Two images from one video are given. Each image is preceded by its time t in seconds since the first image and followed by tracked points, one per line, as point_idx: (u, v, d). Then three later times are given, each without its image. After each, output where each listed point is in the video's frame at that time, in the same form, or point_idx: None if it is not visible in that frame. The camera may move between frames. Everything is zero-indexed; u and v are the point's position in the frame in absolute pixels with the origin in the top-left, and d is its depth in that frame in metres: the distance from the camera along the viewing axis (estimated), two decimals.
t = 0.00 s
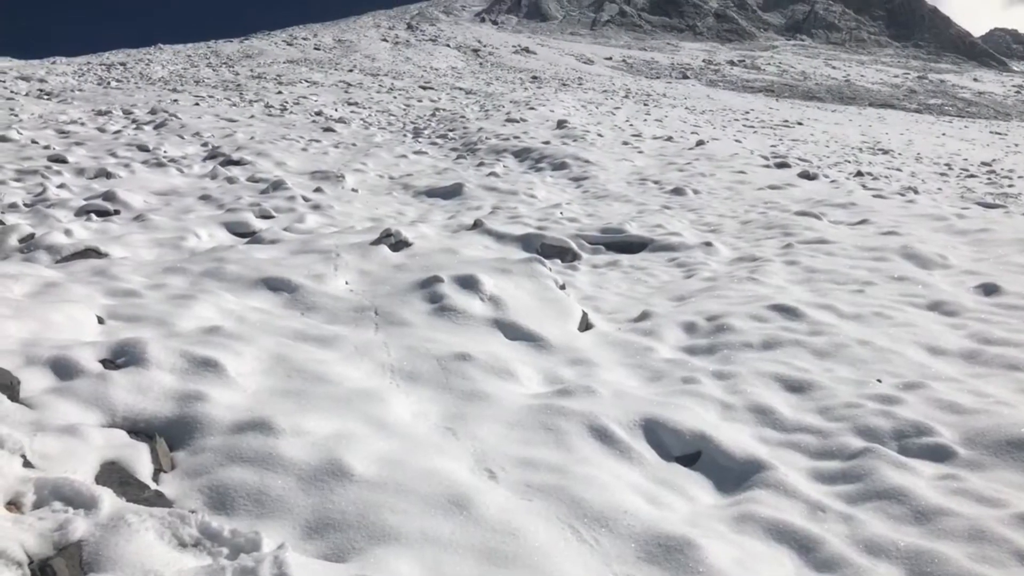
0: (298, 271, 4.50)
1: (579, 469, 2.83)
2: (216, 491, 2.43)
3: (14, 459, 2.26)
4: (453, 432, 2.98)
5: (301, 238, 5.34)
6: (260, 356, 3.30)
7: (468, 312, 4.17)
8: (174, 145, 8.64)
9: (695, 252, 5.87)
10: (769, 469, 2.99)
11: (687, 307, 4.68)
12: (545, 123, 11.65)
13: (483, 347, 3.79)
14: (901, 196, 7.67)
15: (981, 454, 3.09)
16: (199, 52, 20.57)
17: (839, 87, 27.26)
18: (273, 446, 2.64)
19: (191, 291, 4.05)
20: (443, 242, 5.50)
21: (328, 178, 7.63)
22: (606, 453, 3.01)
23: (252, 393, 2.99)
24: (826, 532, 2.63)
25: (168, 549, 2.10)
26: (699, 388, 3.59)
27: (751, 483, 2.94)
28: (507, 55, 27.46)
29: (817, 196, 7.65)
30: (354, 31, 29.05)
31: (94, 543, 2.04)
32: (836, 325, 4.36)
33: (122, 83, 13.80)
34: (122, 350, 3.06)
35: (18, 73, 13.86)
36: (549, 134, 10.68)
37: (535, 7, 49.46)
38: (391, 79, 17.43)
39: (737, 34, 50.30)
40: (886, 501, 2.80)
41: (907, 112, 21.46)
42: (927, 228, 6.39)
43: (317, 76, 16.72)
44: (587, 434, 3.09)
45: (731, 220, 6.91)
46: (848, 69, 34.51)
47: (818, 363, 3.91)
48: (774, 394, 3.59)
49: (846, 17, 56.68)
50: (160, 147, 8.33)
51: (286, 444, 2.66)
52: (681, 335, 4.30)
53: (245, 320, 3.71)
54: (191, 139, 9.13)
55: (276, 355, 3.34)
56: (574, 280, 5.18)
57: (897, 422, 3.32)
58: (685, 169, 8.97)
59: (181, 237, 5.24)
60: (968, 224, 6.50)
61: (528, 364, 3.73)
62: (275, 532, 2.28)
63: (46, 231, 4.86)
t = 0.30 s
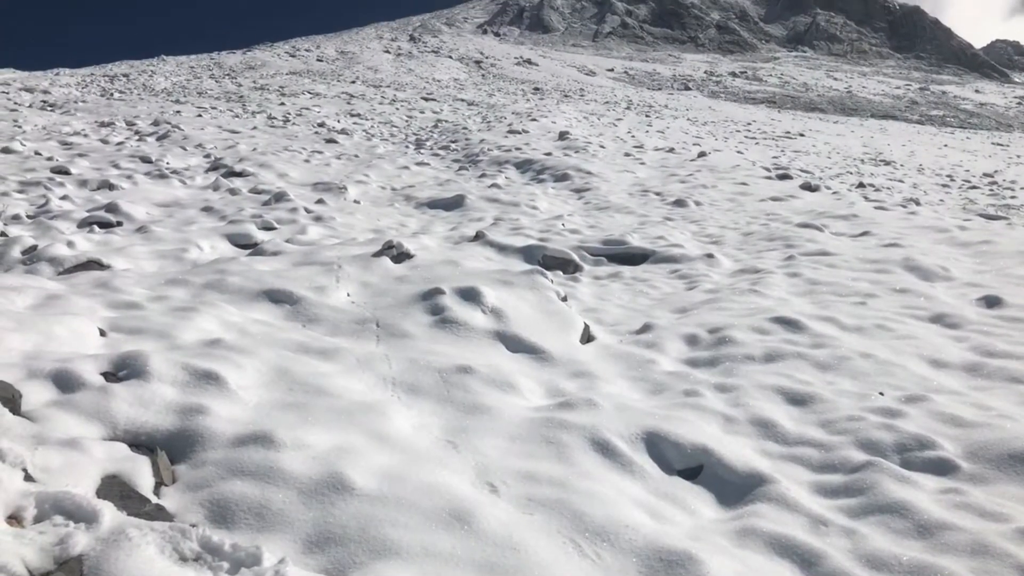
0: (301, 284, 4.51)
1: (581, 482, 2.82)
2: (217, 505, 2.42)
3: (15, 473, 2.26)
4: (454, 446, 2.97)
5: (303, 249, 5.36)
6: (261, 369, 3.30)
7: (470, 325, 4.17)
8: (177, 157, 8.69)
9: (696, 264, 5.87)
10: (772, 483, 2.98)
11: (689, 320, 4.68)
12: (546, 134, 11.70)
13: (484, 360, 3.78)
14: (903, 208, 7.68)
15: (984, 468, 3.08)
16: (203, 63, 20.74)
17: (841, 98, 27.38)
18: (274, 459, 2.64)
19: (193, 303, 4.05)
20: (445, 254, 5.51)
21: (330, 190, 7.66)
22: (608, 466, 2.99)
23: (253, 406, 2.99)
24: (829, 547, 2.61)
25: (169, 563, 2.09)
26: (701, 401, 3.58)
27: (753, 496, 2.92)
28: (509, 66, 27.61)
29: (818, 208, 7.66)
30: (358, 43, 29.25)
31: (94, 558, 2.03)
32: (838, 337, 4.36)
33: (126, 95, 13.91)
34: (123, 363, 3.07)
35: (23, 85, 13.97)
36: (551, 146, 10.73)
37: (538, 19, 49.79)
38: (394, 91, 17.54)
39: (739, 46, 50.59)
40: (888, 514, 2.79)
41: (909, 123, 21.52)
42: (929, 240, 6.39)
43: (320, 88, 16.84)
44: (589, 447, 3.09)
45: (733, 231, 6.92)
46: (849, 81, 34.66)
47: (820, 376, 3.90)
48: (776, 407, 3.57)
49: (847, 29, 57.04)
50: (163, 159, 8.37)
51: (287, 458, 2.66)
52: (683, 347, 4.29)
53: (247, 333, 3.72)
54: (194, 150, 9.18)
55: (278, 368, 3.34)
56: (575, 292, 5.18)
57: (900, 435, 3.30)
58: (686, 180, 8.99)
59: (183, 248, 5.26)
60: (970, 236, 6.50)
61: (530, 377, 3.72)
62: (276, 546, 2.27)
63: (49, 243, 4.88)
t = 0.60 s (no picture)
0: (303, 296, 4.52)
1: (583, 497, 2.81)
2: (218, 519, 2.41)
3: (17, 486, 2.26)
4: (456, 459, 2.97)
5: (306, 262, 5.38)
6: (263, 382, 3.30)
7: (472, 338, 4.18)
8: (180, 169, 8.74)
9: (698, 277, 5.88)
10: (774, 497, 2.96)
11: (691, 333, 4.68)
12: (548, 147, 11.76)
13: (486, 373, 3.78)
14: (905, 221, 7.69)
15: (987, 482, 3.06)
16: (206, 76, 20.92)
17: (842, 111, 27.52)
18: (276, 473, 2.63)
19: (195, 316, 4.06)
20: (447, 266, 5.52)
21: (333, 202, 7.70)
22: (610, 480, 2.98)
23: (255, 419, 2.99)
24: (831, 561, 2.59)
25: None
26: (703, 415, 3.57)
27: (756, 510, 2.91)
28: (511, 79, 27.80)
29: (820, 221, 7.68)
30: (360, 56, 29.47)
31: (94, 573, 2.02)
32: (840, 351, 4.35)
33: (129, 108, 14.01)
34: (125, 376, 3.07)
35: (27, 98, 14.09)
36: (553, 158, 10.78)
37: (540, 32, 50.21)
38: (397, 104, 17.66)
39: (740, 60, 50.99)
40: (891, 529, 2.77)
41: (911, 137, 21.59)
42: (931, 253, 6.39)
43: (323, 100, 16.96)
44: (590, 461, 3.08)
45: (735, 244, 6.93)
46: (852, 94, 34.81)
47: (822, 390, 3.89)
48: (778, 421, 3.56)
49: (849, 42, 57.43)
50: (167, 171, 8.43)
51: (289, 472, 2.65)
52: (685, 360, 4.28)
53: (249, 346, 3.72)
54: (197, 163, 9.24)
55: (280, 381, 3.34)
56: (577, 304, 5.19)
57: (902, 449, 3.29)
58: (688, 193, 9.02)
59: (186, 261, 5.28)
60: (973, 249, 6.51)
61: (532, 390, 3.72)
62: (276, 560, 2.26)
63: (51, 255, 4.91)
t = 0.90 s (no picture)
0: (303, 308, 4.53)
1: (582, 511, 2.80)
2: (216, 533, 2.40)
3: (15, 499, 2.25)
4: (455, 473, 2.96)
5: (306, 274, 5.39)
6: (263, 395, 3.30)
7: (472, 350, 4.18)
8: (180, 181, 8.78)
9: (698, 289, 5.89)
10: (774, 511, 2.95)
11: (691, 345, 4.68)
12: (548, 159, 11.81)
13: (485, 386, 3.78)
14: (905, 234, 7.71)
15: (988, 497, 3.04)
16: (206, 88, 21.07)
17: (841, 124, 27.70)
18: (274, 487, 2.62)
19: (194, 328, 4.06)
20: (446, 279, 5.53)
21: (333, 214, 7.73)
22: (610, 494, 2.97)
23: (254, 432, 2.98)
24: None
25: None
26: (703, 428, 3.57)
27: (756, 524, 2.89)
28: (511, 92, 27.98)
29: (819, 234, 7.70)
30: (361, 69, 29.69)
31: None
32: (840, 364, 4.35)
33: (130, 119, 14.09)
34: (124, 388, 3.07)
35: (28, 109, 14.17)
36: (553, 170, 10.82)
37: (541, 46, 50.59)
38: (398, 116, 17.77)
39: (739, 73, 51.36)
40: (891, 543, 2.76)
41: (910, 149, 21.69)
42: (931, 267, 6.41)
43: (324, 112, 17.08)
44: (590, 475, 3.06)
45: (735, 257, 6.95)
46: (851, 106, 35.04)
47: (823, 403, 3.88)
48: (778, 434, 3.56)
49: (848, 55, 57.89)
50: (167, 183, 8.46)
51: (288, 485, 2.64)
52: (685, 373, 4.28)
53: (248, 358, 3.72)
54: (198, 175, 9.27)
55: (279, 394, 3.33)
56: (577, 317, 5.20)
57: (902, 463, 3.28)
58: (688, 206, 9.05)
59: (186, 272, 5.29)
60: (972, 262, 6.53)
61: (531, 403, 3.71)
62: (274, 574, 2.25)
63: (51, 267, 4.92)
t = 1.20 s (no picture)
0: (299, 319, 4.53)
1: (577, 524, 2.79)
2: (210, 544, 2.39)
3: (9, 511, 2.24)
4: (450, 485, 2.95)
5: (302, 284, 5.39)
6: (258, 406, 3.29)
7: (467, 362, 4.18)
8: (177, 191, 8.79)
9: (694, 302, 5.91)
10: (769, 524, 2.95)
11: (687, 358, 4.69)
12: (545, 171, 11.87)
13: (481, 398, 3.78)
14: (900, 247, 7.76)
15: (983, 511, 3.05)
16: (204, 98, 21.14)
17: (837, 137, 27.93)
18: (269, 499, 2.61)
19: (190, 339, 4.06)
20: (443, 290, 5.54)
21: (330, 225, 7.74)
22: (605, 507, 2.97)
23: (249, 444, 2.97)
24: None
25: None
26: (699, 441, 3.57)
27: (751, 538, 2.89)
28: (509, 103, 28.14)
29: (816, 246, 7.74)
30: (359, 80, 29.79)
31: None
32: (835, 377, 4.36)
33: (127, 129, 14.11)
34: (119, 399, 3.06)
35: (25, 118, 14.19)
36: (550, 182, 10.87)
37: (539, 58, 50.95)
38: (396, 127, 17.85)
39: (735, 86, 51.82)
40: (886, 557, 2.76)
41: (905, 162, 21.87)
42: (926, 280, 6.44)
43: (322, 123, 17.15)
44: (585, 487, 3.06)
45: (731, 269, 6.98)
46: (847, 120, 35.33)
47: (818, 416, 3.89)
48: (774, 447, 3.56)
49: (843, 69, 58.47)
50: (164, 193, 8.46)
51: (282, 497, 2.63)
52: (680, 386, 4.29)
53: (244, 369, 3.71)
54: (195, 185, 9.29)
55: (274, 405, 3.33)
56: (573, 328, 5.21)
57: (897, 477, 3.28)
58: (684, 218, 9.09)
59: (182, 283, 5.29)
60: (967, 276, 6.57)
61: (527, 416, 3.71)
62: None
63: (47, 277, 4.91)
